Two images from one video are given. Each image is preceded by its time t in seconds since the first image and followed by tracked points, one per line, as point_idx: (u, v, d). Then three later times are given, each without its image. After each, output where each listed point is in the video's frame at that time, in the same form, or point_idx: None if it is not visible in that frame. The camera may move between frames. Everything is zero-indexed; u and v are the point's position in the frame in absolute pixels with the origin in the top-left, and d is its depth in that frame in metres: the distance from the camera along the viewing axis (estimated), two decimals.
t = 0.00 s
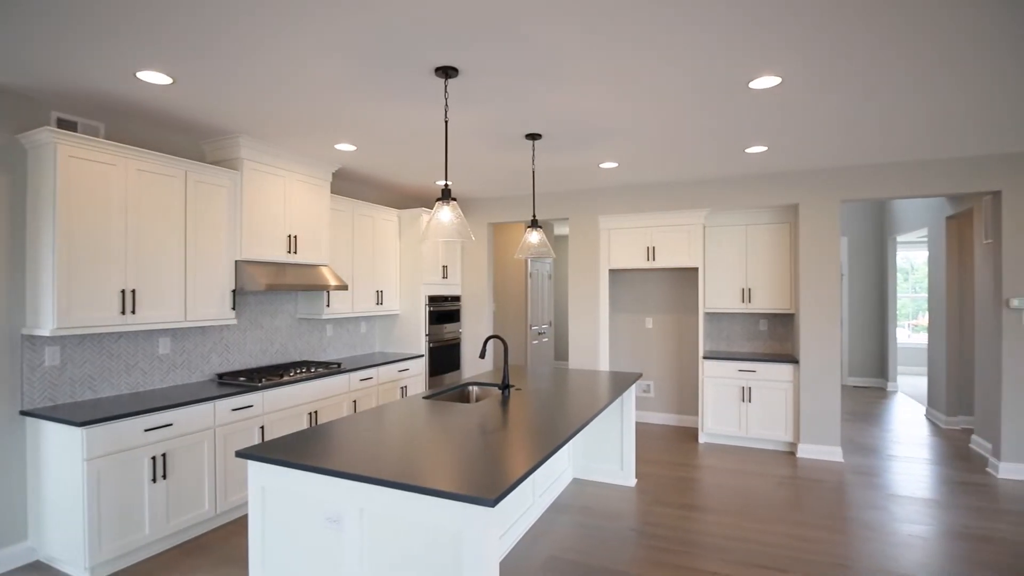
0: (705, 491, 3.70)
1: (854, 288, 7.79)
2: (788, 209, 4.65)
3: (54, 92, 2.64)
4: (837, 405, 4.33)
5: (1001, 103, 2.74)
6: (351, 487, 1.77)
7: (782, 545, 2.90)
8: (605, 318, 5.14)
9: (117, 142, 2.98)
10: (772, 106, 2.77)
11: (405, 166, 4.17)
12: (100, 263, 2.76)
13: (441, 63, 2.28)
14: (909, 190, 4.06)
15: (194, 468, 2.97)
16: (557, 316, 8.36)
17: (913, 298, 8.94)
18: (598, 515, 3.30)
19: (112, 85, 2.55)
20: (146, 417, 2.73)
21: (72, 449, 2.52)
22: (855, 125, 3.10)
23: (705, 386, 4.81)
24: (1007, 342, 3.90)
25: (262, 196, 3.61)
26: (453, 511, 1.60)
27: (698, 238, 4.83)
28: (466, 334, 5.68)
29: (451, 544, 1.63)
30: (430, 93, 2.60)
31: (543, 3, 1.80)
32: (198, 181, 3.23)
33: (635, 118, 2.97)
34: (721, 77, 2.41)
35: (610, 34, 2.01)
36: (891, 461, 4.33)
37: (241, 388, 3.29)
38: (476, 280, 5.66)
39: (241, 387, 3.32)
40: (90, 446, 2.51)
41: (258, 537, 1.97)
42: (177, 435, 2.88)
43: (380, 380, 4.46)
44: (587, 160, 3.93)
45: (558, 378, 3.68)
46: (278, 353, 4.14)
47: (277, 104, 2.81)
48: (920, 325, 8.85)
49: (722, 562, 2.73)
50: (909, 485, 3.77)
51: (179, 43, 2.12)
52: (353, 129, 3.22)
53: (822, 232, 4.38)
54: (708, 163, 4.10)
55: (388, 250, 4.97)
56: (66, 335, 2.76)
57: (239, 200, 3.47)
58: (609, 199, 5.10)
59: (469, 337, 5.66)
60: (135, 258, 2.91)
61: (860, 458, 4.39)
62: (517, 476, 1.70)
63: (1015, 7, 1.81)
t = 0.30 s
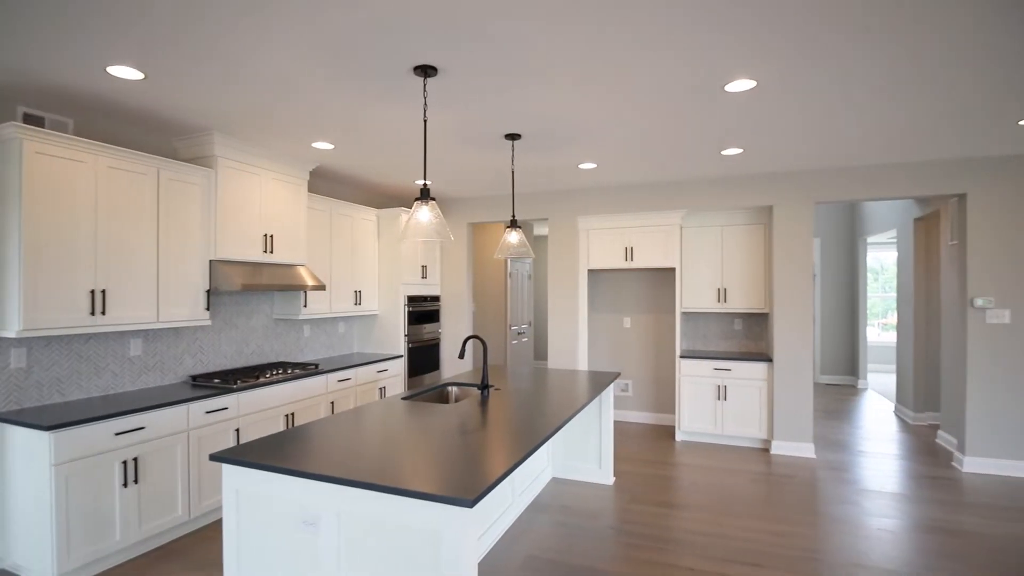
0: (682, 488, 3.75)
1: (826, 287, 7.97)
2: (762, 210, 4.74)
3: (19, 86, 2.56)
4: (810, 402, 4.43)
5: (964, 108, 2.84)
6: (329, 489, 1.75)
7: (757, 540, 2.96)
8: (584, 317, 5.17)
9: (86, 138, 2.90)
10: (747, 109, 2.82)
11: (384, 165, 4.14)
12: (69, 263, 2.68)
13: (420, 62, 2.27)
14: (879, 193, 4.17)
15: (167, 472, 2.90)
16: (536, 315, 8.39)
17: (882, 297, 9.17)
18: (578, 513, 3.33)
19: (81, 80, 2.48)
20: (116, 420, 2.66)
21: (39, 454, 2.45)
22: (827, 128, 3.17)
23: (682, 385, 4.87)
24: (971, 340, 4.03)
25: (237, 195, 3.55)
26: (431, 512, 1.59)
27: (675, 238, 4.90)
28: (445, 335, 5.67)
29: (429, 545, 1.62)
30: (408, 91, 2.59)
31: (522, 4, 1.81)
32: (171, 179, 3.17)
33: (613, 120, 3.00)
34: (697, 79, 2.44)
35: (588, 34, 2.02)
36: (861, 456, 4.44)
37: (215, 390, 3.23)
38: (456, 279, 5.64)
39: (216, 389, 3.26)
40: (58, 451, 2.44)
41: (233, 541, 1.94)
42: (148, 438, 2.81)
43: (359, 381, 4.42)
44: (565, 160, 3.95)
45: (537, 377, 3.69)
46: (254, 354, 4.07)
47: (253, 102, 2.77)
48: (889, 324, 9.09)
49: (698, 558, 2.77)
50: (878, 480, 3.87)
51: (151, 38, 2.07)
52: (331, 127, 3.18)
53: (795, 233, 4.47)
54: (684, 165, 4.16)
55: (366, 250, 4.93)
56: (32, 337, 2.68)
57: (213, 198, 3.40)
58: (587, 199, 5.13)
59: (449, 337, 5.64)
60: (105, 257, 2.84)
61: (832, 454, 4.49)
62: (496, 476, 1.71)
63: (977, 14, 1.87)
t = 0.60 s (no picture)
0: (659, 486, 3.80)
1: (799, 287, 8.15)
2: (737, 212, 4.82)
3: None
4: (783, 399, 4.52)
5: (929, 114, 2.93)
6: (304, 491, 1.73)
7: (732, 536, 3.01)
8: (562, 317, 5.20)
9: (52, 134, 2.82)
10: (722, 112, 2.87)
11: (362, 164, 4.10)
12: (34, 262, 2.60)
13: (397, 61, 2.26)
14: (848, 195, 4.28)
15: (137, 477, 2.83)
16: (515, 315, 8.40)
17: (853, 297, 9.40)
18: (556, 513, 3.34)
19: (47, 74, 2.41)
20: (84, 424, 2.59)
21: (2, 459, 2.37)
22: (799, 132, 3.24)
23: (659, 384, 4.93)
24: (936, 339, 4.16)
25: (210, 193, 3.48)
26: (409, 513, 1.59)
27: (652, 239, 4.95)
28: (424, 335, 5.64)
29: (407, 547, 1.61)
30: (386, 90, 2.58)
31: (500, 4, 1.81)
32: (142, 176, 3.09)
33: (591, 121, 3.03)
34: (673, 82, 2.48)
35: (565, 37, 2.04)
36: (832, 452, 4.54)
37: (188, 392, 3.16)
38: (434, 279, 5.62)
39: (188, 391, 3.19)
40: (23, 456, 2.36)
41: (206, 546, 1.90)
42: (118, 442, 2.74)
43: (336, 382, 4.37)
44: (544, 161, 3.97)
45: (516, 377, 3.70)
46: (228, 355, 4.00)
47: (228, 98, 2.72)
48: (859, 323, 9.33)
49: (674, 555, 2.81)
50: (848, 475, 3.97)
51: (120, 32, 2.02)
52: (307, 125, 3.14)
53: (768, 234, 4.56)
54: (661, 166, 4.21)
55: (343, 250, 4.87)
56: None
57: (186, 196, 3.33)
58: (566, 200, 5.16)
59: (428, 337, 5.61)
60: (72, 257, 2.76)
61: (804, 451, 4.59)
62: (474, 476, 1.71)
63: (939, 25, 1.94)
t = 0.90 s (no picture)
0: (636, 484, 3.83)
1: (772, 287, 8.31)
2: (712, 213, 4.90)
3: None
4: (757, 398, 4.61)
5: (898, 118, 3.01)
6: (279, 495, 1.70)
7: (707, 533, 3.05)
8: (541, 317, 5.21)
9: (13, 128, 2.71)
10: (698, 114, 2.91)
11: (338, 163, 4.05)
12: None
13: (375, 59, 2.23)
14: (820, 198, 4.39)
15: (104, 482, 2.75)
16: (494, 315, 8.40)
17: (824, 297, 9.63)
18: (535, 512, 3.35)
19: (8, 66, 2.32)
20: (48, 429, 2.50)
21: None
22: (773, 134, 3.30)
23: (636, 383, 4.98)
24: (903, 337, 4.28)
25: (181, 190, 3.39)
26: (386, 515, 1.57)
27: (630, 240, 4.99)
28: (401, 335, 5.59)
29: (384, 550, 1.60)
30: (363, 88, 2.54)
31: (478, 3, 1.80)
32: (110, 173, 3.00)
33: (569, 121, 3.04)
34: (651, 84, 2.50)
35: (544, 36, 2.04)
36: (803, 449, 4.64)
37: (158, 395, 3.08)
38: (413, 279, 5.57)
39: (158, 394, 3.11)
40: None
41: (177, 552, 1.85)
42: (84, 447, 2.66)
43: (311, 383, 4.31)
44: (523, 161, 3.97)
45: (495, 377, 3.69)
46: (200, 357, 3.91)
47: (200, 94, 2.66)
48: (830, 322, 9.57)
49: (651, 551, 2.84)
50: (819, 471, 4.06)
51: (86, 24, 1.96)
52: (282, 123, 3.09)
53: (743, 235, 4.64)
54: (639, 167, 4.25)
55: (320, 249, 4.81)
56: None
57: (155, 194, 3.25)
58: (544, 200, 5.18)
59: (406, 338, 5.57)
60: (35, 256, 2.66)
61: (777, 448, 4.68)
62: (451, 477, 1.70)
63: (910, 30, 1.99)
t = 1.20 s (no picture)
0: (614, 482, 3.86)
1: (746, 287, 8.46)
2: (688, 214, 4.96)
3: None
4: (732, 395, 4.69)
5: (867, 122, 3.09)
6: (253, 499, 1.67)
7: (684, 529, 3.09)
8: (519, 316, 5.22)
9: None
10: (674, 115, 2.95)
11: (315, 160, 3.99)
12: None
13: (351, 56, 2.21)
14: (792, 199, 4.48)
15: (70, 488, 2.66)
16: (473, 315, 8.38)
17: (796, 297, 9.84)
18: (514, 511, 3.35)
19: None
20: (11, 433, 2.42)
21: None
22: (747, 136, 3.36)
23: (614, 381, 5.02)
24: (872, 336, 4.40)
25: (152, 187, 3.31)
26: (363, 517, 1.55)
27: (608, 240, 5.03)
28: (379, 335, 5.54)
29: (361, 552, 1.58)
30: (340, 85, 2.51)
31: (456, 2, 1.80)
32: (76, 169, 2.91)
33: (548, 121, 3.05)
34: (629, 85, 2.52)
35: (524, 36, 2.04)
36: (776, 445, 4.74)
37: (127, 397, 3.00)
38: (390, 279, 5.53)
39: (127, 396, 3.03)
40: None
41: (146, 559, 1.80)
42: (50, 451, 2.57)
43: (287, 385, 4.25)
44: (501, 161, 3.97)
45: (474, 377, 3.69)
46: (171, 358, 3.82)
47: (171, 89, 2.60)
48: (802, 321, 9.78)
49: (629, 549, 2.86)
50: (792, 467, 4.15)
51: (51, 15, 1.89)
52: (257, 119, 3.04)
53: (718, 235, 4.71)
54: (617, 168, 4.28)
55: (295, 248, 4.74)
56: None
57: (125, 191, 3.16)
58: (523, 200, 5.19)
59: (384, 338, 5.53)
60: None
61: (751, 445, 4.77)
62: (430, 478, 1.69)
63: (878, 36, 2.04)
